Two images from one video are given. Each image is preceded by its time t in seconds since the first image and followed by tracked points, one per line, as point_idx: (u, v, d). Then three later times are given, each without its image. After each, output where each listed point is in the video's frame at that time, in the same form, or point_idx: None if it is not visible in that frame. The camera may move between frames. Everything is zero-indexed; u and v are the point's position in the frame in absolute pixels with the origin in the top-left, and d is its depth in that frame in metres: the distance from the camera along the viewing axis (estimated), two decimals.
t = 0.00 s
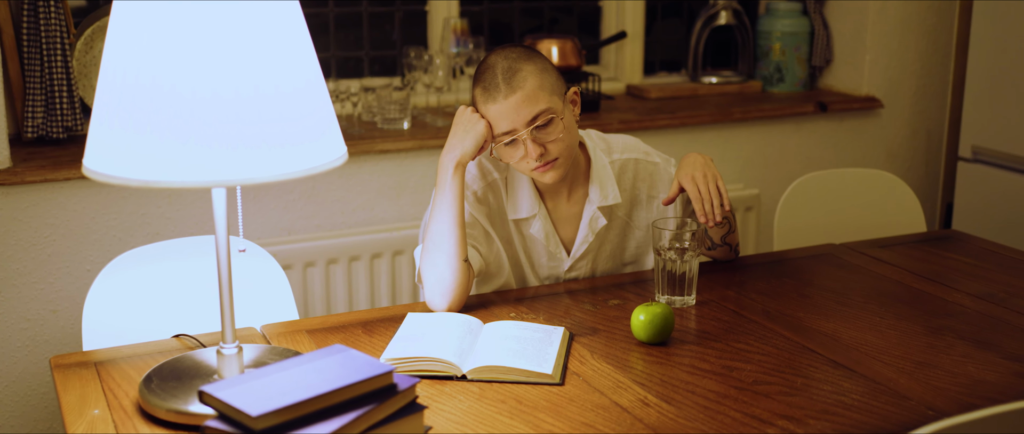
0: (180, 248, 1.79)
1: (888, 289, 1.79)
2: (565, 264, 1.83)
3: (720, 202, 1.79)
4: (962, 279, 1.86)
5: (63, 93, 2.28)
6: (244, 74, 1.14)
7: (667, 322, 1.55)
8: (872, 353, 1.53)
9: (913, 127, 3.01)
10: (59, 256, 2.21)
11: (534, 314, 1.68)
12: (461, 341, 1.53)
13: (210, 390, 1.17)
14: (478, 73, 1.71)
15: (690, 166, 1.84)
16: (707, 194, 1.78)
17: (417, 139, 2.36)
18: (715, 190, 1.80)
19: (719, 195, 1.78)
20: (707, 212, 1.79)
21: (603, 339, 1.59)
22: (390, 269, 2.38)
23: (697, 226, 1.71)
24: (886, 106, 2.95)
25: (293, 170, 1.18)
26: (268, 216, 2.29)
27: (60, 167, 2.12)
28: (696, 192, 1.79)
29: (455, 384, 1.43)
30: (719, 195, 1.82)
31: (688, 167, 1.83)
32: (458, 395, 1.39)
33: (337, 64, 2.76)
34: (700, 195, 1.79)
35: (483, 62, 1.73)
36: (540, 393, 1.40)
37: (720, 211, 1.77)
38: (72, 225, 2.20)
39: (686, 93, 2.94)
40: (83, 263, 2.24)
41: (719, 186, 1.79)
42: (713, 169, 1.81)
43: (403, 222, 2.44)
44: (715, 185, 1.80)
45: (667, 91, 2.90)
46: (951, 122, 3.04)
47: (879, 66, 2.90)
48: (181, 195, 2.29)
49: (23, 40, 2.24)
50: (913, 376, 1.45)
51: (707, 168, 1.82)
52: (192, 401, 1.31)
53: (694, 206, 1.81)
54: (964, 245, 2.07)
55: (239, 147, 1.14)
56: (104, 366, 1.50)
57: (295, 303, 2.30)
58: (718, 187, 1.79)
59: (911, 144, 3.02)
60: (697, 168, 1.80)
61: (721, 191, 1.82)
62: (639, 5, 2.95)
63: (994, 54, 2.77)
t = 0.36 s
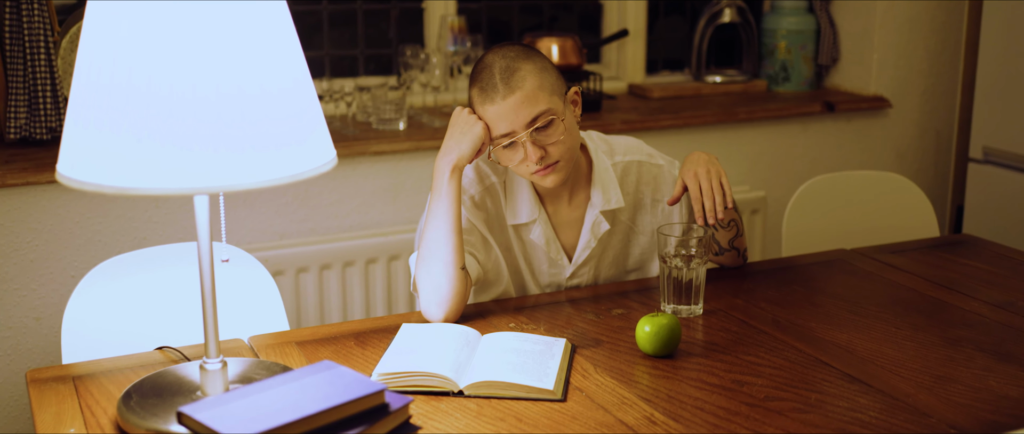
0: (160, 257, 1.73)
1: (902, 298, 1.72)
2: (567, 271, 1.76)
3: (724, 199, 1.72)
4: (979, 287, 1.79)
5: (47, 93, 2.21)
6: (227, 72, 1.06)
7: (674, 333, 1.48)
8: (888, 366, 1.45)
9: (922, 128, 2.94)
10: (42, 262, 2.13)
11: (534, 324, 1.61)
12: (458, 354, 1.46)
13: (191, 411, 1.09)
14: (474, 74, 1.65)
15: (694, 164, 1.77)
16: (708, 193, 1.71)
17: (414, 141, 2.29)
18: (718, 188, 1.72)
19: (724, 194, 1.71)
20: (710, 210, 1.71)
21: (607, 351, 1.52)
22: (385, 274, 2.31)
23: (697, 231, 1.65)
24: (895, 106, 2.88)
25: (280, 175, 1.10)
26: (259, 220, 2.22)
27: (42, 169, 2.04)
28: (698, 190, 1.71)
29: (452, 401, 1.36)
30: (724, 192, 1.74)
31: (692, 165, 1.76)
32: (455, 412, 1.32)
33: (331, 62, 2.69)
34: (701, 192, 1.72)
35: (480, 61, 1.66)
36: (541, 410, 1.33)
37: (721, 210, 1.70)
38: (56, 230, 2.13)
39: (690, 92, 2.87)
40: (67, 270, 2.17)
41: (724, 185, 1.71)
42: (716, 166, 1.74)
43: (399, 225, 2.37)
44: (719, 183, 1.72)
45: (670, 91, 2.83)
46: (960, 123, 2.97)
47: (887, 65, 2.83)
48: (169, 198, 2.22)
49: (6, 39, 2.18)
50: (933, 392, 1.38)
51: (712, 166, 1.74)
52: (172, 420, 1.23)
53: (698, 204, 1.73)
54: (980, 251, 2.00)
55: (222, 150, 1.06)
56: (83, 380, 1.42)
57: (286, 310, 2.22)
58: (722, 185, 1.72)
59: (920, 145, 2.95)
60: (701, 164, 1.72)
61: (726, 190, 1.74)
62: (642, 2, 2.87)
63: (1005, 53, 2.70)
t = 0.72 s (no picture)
0: (145, 267, 1.67)
1: (919, 308, 1.65)
2: (568, 280, 1.69)
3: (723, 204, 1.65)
4: (997, 296, 1.71)
5: (31, 94, 2.15)
6: (206, 74, 0.99)
7: (682, 347, 1.40)
8: (906, 382, 1.38)
9: (931, 129, 2.87)
10: (24, 268, 2.07)
11: (535, 337, 1.54)
12: (455, 370, 1.39)
13: None
14: (473, 76, 1.58)
15: (697, 169, 1.70)
16: (706, 197, 1.64)
17: (410, 143, 2.22)
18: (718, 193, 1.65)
19: (724, 199, 1.64)
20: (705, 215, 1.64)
21: (611, 366, 1.44)
22: (381, 280, 2.24)
23: (712, 237, 1.57)
24: (904, 106, 2.80)
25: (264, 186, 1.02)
26: (250, 224, 2.15)
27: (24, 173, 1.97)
28: (695, 193, 1.64)
29: (448, 421, 1.29)
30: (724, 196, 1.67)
31: (693, 170, 1.69)
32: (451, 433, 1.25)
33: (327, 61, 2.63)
34: (698, 197, 1.64)
35: (477, 63, 1.59)
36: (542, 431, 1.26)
37: (717, 214, 1.62)
38: (39, 235, 2.06)
39: (694, 92, 2.79)
40: (51, 276, 2.10)
41: (725, 190, 1.64)
42: (718, 171, 1.67)
43: (394, 230, 2.30)
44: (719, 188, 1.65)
45: (674, 91, 2.76)
46: (971, 124, 2.90)
47: (896, 64, 2.76)
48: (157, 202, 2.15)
49: None
50: (956, 410, 1.30)
51: (714, 171, 1.68)
52: None
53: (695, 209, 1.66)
54: (997, 258, 1.93)
55: (201, 159, 0.98)
56: (59, 397, 1.35)
57: (279, 317, 2.15)
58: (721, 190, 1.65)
59: (929, 146, 2.88)
60: (701, 168, 1.65)
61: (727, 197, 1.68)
62: None
63: (1018, 52, 2.63)
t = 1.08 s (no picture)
0: (122, 281, 1.62)
1: (937, 320, 1.57)
2: (570, 290, 1.61)
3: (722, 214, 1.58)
4: (1017, 307, 1.64)
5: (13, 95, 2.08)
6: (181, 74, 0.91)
7: (689, 364, 1.33)
8: (926, 401, 1.31)
9: (942, 130, 2.80)
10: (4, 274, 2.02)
11: (534, 351, 1.47)
12: (450, 388, 1.32)
13: None
14: (476, 77, 1.52)
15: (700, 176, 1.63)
16: (706, 205, 1.57)
17: (406, 146, 2.15)
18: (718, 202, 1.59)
19: (726, 207, 1.57)
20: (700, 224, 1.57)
21: (614, 382, 1.37)
22: (376, 288, 2.17)
23: (719, 245, 1.50)
24: (914, 107, 2.73)
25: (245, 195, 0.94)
26: (240, 229, 2.09)
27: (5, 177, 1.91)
28: (693, 201, 1.58)
29: None
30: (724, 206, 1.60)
31: (694, 177, 1.62)
32: None
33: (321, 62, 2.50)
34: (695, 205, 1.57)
35: (480, 63, 1.54)
36: None
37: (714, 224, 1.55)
38: (20, 240, 2.01)
39: (699, 93, 2.72)
40: (34, 283, 2.04)
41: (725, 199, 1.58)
42: (719, 179, 1.60)
43: (390, 235, 2.24)
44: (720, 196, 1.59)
45: (678, 91, 2.69)
46: (983, 124, 2.83)
47: (907, 63, 2.68)
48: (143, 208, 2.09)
49: None
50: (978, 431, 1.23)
51: (717, 178, 1.61)
52: None
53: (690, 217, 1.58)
54: (1015, 266, 1.85)
55: (176, 168, 0.91)
56: (33, 415, 1.29)
57: (271, 325, 2.09)
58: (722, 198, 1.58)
59: (940, 148, 2.81)
60: (700, 175, 1.59)
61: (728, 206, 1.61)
62: None
63: None
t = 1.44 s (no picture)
0: (89, 297, 1.55)
1: (953, 333, 1.50)
2: (570, 301, 1.54)
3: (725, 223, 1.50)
4: None
5: None
6: (154, 70, 0.84)
7: (695, 382, 1.26)
8: (946, 421, 1.24)
9: (953, 132, 2.73)
10: None
11: (531, 367, 1.40)
12: (443, 408, 1.25)
13: None
14: (483, 72, 1.47)
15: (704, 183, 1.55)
16: (708, 213, 1.49)
17: (401, 149, 2.09)
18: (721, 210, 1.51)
19: (731, 215, 1.50)
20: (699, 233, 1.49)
21: (616, 400, 1.30)
22: (369, 295, 2.11)
23: (726, 254, 1.43)
24: (925, 108, 2.66)
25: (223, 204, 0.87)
26: (230, 234, 2.02)
27: None
28: (693, 210, 1.50)
29: None
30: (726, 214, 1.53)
31: (695, 184, 1.55)
32: None
33: (315, 61, 2.41)
34: (695, 213, 1.50)
35: (487, 59, 1.48)
36: None
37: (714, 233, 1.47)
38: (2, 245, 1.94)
39: (703, 93, 2.65)
40: (14, 292, 1.98)
41: (728, 207, 1.50)
42: (723, 186, 1.53)
43: (384, 241, 2.19)
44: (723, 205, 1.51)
45: (682, 92, 2.61)
46: (995, 126, 2.75)
47: (917, 63, 2.61)
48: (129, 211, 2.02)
49: None
50: None
51: (721, 186, 1.53)
52: None
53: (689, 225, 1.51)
54: None
55: (148, 172, 0.83)
56: None
57: (260, 334, 2.03)
58: (725, 207, 1.51)
59: (950, 150, 2.74)
60: (703, 182, 1.51)
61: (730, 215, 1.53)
62: None
63: None
